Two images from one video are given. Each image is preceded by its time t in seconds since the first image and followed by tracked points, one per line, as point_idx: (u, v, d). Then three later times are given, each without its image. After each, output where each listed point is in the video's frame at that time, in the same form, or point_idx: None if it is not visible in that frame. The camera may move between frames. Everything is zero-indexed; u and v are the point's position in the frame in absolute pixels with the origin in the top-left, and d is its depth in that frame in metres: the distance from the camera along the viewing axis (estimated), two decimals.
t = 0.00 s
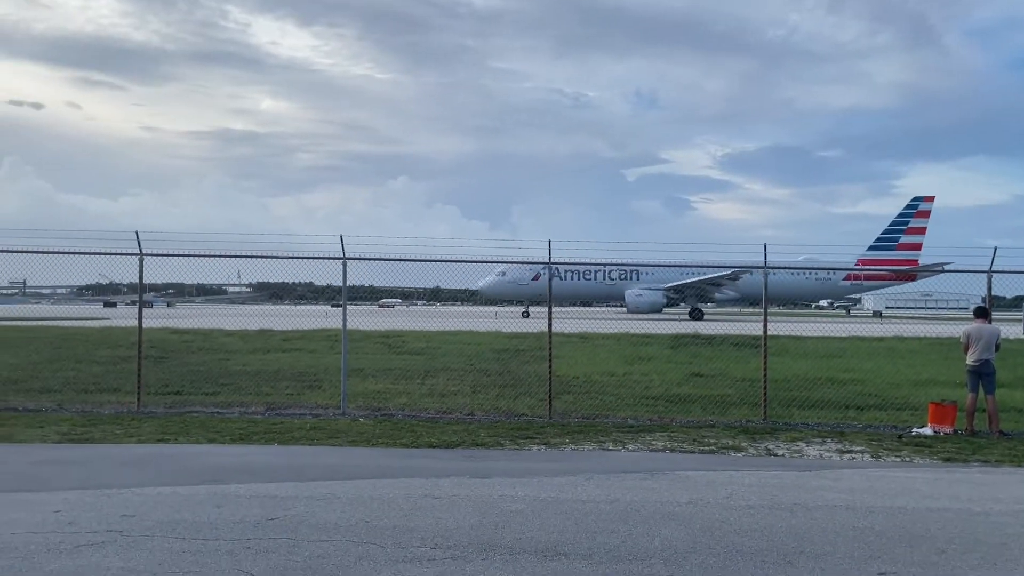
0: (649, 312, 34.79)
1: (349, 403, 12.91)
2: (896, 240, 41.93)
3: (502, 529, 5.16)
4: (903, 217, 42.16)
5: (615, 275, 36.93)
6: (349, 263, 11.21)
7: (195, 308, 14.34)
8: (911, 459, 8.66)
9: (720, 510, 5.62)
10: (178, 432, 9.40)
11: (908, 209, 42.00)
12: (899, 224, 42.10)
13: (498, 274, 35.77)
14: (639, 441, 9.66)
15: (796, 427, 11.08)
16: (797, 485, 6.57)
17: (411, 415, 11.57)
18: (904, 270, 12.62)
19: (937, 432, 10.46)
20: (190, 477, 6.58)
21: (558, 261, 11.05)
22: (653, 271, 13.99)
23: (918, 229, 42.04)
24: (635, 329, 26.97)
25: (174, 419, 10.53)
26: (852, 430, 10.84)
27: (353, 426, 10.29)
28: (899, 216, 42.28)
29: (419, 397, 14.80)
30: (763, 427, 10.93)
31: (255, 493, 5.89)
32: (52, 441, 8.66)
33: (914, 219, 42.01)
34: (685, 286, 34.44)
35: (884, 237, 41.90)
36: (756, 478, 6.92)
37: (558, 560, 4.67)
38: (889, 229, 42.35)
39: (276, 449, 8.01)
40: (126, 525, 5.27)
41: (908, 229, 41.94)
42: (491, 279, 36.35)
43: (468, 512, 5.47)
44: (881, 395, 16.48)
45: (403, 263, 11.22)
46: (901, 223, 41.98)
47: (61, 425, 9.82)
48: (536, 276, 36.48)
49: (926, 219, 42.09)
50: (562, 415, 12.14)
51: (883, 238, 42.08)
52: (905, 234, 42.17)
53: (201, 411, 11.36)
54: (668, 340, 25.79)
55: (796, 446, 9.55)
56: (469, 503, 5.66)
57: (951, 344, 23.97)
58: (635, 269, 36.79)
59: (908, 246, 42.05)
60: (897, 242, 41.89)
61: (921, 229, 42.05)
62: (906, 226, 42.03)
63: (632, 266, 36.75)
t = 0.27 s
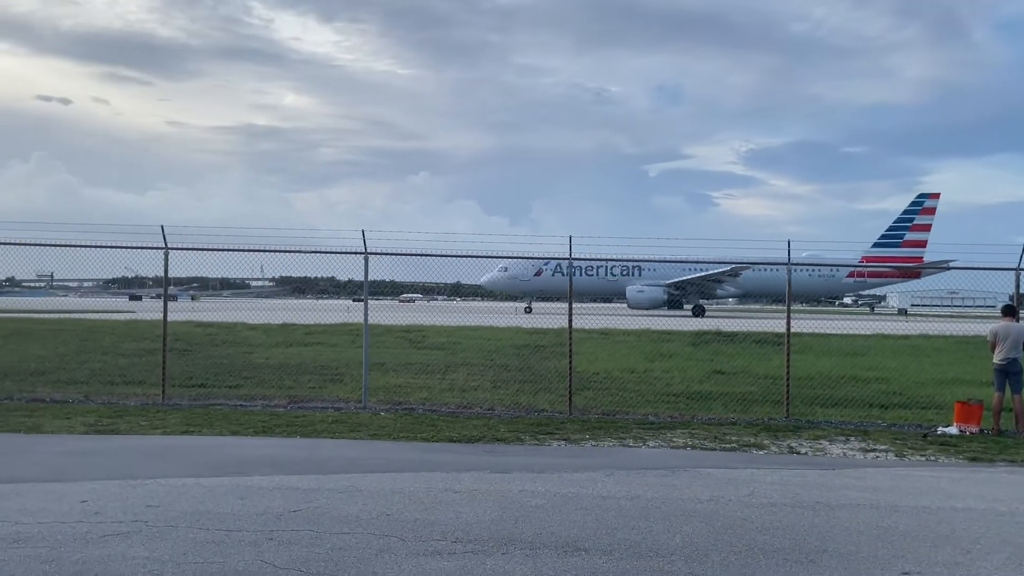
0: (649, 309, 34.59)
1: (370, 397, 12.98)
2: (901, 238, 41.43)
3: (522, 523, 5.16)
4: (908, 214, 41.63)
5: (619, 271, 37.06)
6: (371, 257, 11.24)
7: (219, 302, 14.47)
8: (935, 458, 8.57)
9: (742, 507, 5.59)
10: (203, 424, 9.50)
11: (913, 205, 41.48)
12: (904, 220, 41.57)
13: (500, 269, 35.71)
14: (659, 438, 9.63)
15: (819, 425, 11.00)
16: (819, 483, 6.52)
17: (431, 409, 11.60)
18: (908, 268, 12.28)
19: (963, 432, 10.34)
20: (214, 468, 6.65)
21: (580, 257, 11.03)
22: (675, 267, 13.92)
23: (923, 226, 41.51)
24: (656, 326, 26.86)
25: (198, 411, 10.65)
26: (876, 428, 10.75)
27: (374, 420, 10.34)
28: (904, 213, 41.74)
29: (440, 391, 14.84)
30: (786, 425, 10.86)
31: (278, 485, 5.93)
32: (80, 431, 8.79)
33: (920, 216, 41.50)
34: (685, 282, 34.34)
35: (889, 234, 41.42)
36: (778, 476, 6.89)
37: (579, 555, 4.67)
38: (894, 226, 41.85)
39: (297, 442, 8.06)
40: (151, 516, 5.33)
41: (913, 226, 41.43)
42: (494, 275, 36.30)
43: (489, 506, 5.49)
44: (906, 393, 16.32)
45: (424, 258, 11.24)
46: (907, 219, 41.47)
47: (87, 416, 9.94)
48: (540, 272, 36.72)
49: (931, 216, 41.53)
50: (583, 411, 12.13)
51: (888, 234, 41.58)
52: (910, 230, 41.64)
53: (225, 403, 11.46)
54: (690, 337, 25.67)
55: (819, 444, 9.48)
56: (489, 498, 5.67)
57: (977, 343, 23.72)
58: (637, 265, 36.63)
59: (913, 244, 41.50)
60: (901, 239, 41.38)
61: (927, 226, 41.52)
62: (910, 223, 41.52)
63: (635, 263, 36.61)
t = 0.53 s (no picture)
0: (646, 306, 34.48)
1: (391, 393, 13.01)
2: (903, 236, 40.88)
3: (542, 519, 5.17)
4: (912, 211, 41.05)
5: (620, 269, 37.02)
6: (392, 253, 11.26)
7: (240, 297, 14.57)
8: (959, 457, 8.46)
9: (764, 505, 5.56)
10: (225, 417, 9.57)
11: (916, 202, 40.86)
12: (907, 218, 41.00)
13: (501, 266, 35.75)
14: (680, 435, 9.59)
15: (843, 424, 10.90)
16: (844, 482, 6.46)
17: (452, 405, 11.61)
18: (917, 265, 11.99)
19: (988, 431, 10.21)
20: (237, 461, 6.71)
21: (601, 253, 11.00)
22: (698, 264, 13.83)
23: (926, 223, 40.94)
24: (677, 323, 26.74)
25: (221, 405, 10.74)
26: (900, 427, 10.63)
27: (395, 415, 10.38)
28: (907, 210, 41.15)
29: (460, 388, 14.85)
30: (809, 424, 10.77)
31: (301, 479, 5.98)
32: (105, 424, 8.89)
33: (923, 213, 40.89)
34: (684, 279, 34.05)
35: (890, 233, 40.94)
36: (801, 474, 6.87)
37: (599, 552, 4.66)
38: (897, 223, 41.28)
39: (321, 437, 8.11)
40: (175, 508, 5.39)
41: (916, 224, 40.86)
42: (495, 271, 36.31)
43: (508, 502, 5.49)
44: (931, 392, 16.13)
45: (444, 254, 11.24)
46: (910, 217, 40.90)
47: (113, 409, 10.05)
48: (541, 268, 37.02)
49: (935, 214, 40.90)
50: (603, 408, 12.09)
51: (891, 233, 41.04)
52: (914, 228, 41.07)
53: (247, 398, 11.54)
54: (711, 334, 25.54)
55: (843, 442, 9.40)
56: (509, 494, 5.67)
57: (1003, 342, 23.44)
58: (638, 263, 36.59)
59: (916, 241, 40.95)
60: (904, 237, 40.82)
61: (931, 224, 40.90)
62: (913, 221, 40.95)
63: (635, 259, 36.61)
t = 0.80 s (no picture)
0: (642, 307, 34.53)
1: (410, 389, 13.04)
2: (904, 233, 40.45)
3: (561, 516, 5.15)
4: (913, 208, 40.63)
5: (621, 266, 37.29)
6: (409, 249, 11.27)
7: (260, 293, 14.65)
8: (983, 456, 8.36)
9: (784, 503, 5.52)
10: (245, 412, 9.64)
11: (916, 200, 40.39)
12: (909, 214, 40.59)
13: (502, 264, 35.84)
14: (699, 433, 9.54)
15: (864, 422, 10.81)
16: (865, 480, 6.40)
17: (470, 402, 11.61)
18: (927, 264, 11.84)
19: (1012, 430, 10.11)
20: (256, 456, 6.74)
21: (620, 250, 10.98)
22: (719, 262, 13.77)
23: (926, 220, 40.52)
24: (696, 320, 26.63)
25: (242, 400, 10.81)
26: (923, 426, 10.52)
27: (414, 411, 10.41)
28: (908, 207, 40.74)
29: (479, 384, 14.85)
30: (829, 421, 10.70)
31: (320, 473, 6.00)
32: (127, 418, 8.96)
33: (924, 210, 40.48)
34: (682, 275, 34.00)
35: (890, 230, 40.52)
36: (822, 472, 6.81)
37: (618, 548, 4.64)
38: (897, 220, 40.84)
39: (340, 432, 8.15)
40: (195, 501, 5.43)
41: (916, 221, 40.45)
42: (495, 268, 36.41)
43: (526, 498, 5.48)
44: (955, 391, 15.96)
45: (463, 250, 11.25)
46: (910, 213, 40.49)
47: (134, 403, 10.13)
48: (542, 265, 37.41)
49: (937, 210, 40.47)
50: (622, 405, 12.07)
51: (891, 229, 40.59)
52: (915, 225, 40.65)
53: (267, 393, 11.60)
54: (729, 332, 25.43)
55: (864, 441, 9.33)
56: (527, 490, 5.67)
57: None
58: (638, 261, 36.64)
59: (917, 238, 40.54)
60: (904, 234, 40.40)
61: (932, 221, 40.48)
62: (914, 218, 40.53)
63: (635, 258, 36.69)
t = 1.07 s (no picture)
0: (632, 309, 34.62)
1: (426, 388, 13.05)
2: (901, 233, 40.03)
3: (577, 515, 5.15)
4: (910, 206, 40.22)
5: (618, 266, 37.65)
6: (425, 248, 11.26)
7: (277, 292, 14.73)
8: (1003, 457, 8.28)
9: (801, 504, 5.49)
10: (262, 411, 9.68)
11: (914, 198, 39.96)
12: (906, 213, 40.19)
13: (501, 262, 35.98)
14: (716, 433, 9.50)
15: (883, 423, 10.73)
16: (883, 481, 6.35)
17: (486, 401, 11.60)
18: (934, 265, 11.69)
19: None
20: (272, 454, 6.78)
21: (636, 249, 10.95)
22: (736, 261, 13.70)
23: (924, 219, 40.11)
24: (713, 320, 26.52)
25: (258, 399, 10.86)
26: (943, 427, 10.42)
27: (430, 410, 10.41)
28: (906, 206, 40.34)
29: (495, 384, 14.84)
30: (848, 422, 10.62)
31: (336, 472, 6.02)
32: (145, 416, 9.02)
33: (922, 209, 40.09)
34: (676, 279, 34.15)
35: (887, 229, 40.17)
36: (840, 472, 6.78)
37: (633, 548, 4.63)
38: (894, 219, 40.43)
39: (355, 430, 8.18)
40: (213, 499, 5.46)
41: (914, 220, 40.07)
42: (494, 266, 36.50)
43: (541, 497, 5.47)
44: (975, 392, 15.81)
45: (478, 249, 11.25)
46: (908, 212, 40.10)
47: (152, 402, 10.20)
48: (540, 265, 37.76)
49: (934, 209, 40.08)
50: (638, 405, 12.02)
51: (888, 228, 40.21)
52: (912, 223, 40.26)
53: (284, 392, 11.66)
54: (746, 332, 25.31)
55: (882, 441, 9.26)
56: (542, 489, 5.67)
57: None
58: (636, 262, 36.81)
59: (914, 237, 40.16)
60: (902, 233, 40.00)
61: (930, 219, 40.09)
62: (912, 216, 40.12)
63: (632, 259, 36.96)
